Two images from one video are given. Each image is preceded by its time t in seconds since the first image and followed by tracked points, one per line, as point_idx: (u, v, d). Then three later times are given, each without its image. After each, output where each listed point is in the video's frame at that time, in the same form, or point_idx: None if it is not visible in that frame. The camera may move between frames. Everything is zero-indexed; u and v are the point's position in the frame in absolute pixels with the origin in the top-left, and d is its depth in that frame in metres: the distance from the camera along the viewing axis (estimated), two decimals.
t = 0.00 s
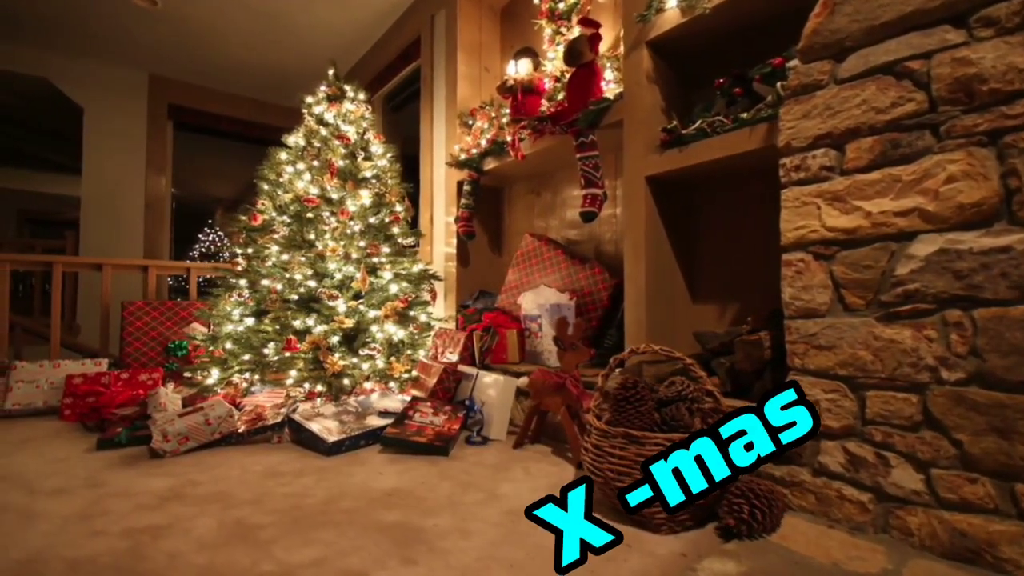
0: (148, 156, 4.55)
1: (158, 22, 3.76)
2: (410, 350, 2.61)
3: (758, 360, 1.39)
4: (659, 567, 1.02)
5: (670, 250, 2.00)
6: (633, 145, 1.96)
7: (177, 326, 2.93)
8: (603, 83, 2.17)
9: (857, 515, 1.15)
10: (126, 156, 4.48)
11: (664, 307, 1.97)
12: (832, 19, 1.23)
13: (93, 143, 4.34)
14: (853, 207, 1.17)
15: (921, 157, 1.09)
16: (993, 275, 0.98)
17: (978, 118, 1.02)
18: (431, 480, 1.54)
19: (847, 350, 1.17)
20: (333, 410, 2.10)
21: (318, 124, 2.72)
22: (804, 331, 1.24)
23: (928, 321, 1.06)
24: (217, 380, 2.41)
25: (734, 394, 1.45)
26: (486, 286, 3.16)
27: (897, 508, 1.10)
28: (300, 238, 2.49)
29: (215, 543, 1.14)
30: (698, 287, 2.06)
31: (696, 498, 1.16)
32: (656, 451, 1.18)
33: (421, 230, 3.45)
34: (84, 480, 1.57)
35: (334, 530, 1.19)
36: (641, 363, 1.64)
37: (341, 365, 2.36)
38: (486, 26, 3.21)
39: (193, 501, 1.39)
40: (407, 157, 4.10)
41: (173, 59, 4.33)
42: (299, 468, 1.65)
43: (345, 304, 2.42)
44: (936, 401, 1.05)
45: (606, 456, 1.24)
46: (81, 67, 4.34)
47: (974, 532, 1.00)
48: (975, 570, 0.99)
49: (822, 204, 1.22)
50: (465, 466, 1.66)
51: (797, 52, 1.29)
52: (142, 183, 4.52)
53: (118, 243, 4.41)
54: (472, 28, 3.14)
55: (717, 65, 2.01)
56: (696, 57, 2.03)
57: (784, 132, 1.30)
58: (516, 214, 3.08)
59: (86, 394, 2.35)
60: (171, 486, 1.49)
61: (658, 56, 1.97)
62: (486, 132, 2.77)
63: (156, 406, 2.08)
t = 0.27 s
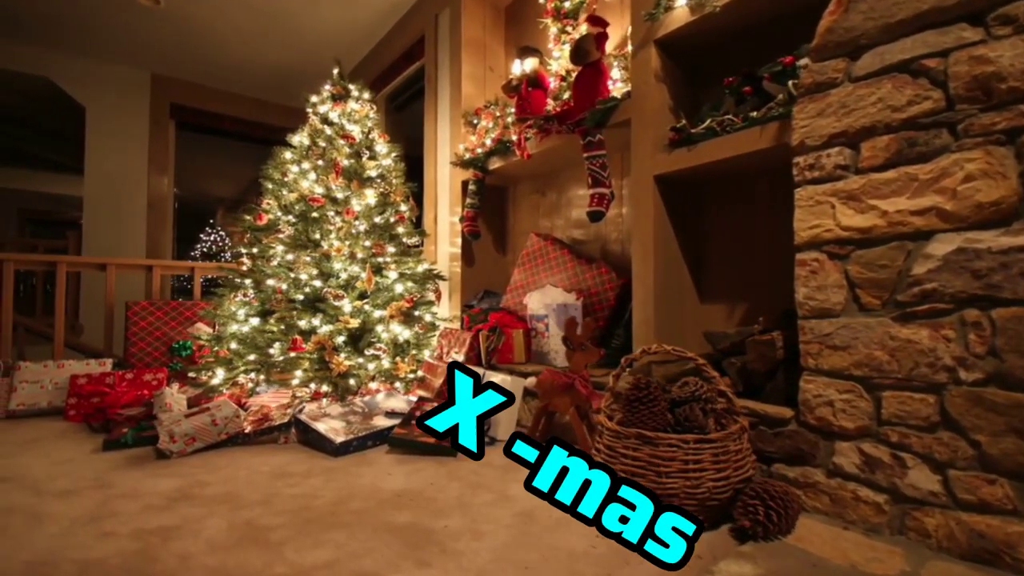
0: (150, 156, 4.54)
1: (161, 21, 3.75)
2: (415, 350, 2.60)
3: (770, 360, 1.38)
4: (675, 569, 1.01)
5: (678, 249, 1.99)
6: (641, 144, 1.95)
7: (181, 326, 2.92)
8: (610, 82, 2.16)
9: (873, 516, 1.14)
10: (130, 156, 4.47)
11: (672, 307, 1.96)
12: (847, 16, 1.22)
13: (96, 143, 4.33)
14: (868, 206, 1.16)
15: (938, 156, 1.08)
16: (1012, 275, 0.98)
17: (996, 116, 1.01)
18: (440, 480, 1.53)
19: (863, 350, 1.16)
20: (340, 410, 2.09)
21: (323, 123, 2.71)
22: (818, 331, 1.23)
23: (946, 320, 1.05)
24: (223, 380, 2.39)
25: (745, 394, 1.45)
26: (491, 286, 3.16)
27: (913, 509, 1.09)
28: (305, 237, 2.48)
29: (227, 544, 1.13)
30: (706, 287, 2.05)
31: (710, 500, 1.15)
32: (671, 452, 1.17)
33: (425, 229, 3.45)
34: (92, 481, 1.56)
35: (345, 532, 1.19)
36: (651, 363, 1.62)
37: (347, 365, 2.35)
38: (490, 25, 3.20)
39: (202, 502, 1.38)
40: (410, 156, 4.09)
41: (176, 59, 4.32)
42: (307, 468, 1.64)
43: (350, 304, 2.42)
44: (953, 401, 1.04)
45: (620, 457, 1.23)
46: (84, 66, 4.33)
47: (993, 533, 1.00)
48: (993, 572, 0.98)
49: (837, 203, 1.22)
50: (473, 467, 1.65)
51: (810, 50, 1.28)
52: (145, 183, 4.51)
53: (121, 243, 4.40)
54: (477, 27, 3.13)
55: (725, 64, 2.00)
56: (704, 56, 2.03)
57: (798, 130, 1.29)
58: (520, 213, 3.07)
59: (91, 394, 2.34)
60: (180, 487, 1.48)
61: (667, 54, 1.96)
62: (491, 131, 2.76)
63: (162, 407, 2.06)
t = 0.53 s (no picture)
0: (153, 156, 4.53)
1: (164, 21, 3.74)
2: (420, 350, 2.59)
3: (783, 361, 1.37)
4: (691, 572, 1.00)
5: (687, 249, 1.98)
6: (649, 143, 1.94)
7: (186, 326, 2.91)
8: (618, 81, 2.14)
9: (889, 517, 1.14)
10: (132, 156, 4.46)
11: (680, 307, 1.95)
12: (862, 15, 1.21)
13: (98, 142, 4.32)
14: (884, 205, 1.16)
15: (956, 155, 1.07)
16: None
17: (1015, 115, 1.01)
18: (450, 482, 1.52)
19: (879, 351, 1.15)
20: (347, 411, 2.08)
21: (327, 123, 2.70)
22: (833, 331, 1.22)
23: (963, 321, 1.05)
24: (228, 381, 2.39)
25: (757, 395, 1.44)
26: (496, 286, 3.15)
27: (930, 511, 1.09)
28: (311, 238, 2.48)
29: (239, 546, 1.13)
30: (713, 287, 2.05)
31: (725, 502, 1.15)
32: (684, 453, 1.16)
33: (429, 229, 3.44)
34: (100, 482, 1.55)
35: (357, 534, 1.18)
36: (661, 363, 1.62)
37: (353, 366, 2.34)
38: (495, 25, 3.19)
39: (211, 503, 1.37)
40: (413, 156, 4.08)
41: (179, 58, 4.31)
42: (315, 469, 1.64)
43: (356, 304, 2.41)
44: (971, 402, 1.04)
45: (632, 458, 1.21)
46: (86, 65, 4.32)
47: (1011, 535, 0.99)
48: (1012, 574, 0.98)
49: (851, 202, 1.21)
50: (483, 468, 1.65)
51: (824, 48, 1.28)
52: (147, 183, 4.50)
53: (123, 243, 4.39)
54: (481, 27, 3.12)
55: (734, 62, 1.99)
56: (713, 55, 2.01)
57: (812, 129, 1.28)
58: (525, 213, 3.06)
59: (96, 395, 2.34)
60: (188, 489, 1.48)
61: (675, 53, 1.96)
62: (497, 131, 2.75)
63: (168, 407, 2.06)
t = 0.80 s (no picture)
0: (155, 155, 4.52)
1: (167, 20, 3.73)
2: (425, 350, 2.58)
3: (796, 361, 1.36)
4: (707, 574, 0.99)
5: (694, 248, 1.97)
6: (657, 142, 1.93)
7: (189, 326, 2.90)
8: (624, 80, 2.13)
9: (905, 518, 1.13)
10: (134, 155, 4.46)
11: (689, 307, 1.94)
12: (877, 13, 1.20)
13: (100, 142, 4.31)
14: (899, 204, 1.15)
15: (973, 154, 1.06)
16: None
17: None
18: (460, 483, 1.52)
19: (894, 351, 1.14)
20: (353, 411, 2.07)
21: (332, 122, 2.69)
22: (847, 331, 1.21)
23: (981, 321, 1.04)
24: (235, 380, 2.37)
25: (768, 395, 1.43)
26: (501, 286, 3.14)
27: (947, 512, 1.08)
28: (317, 237, 2.48)
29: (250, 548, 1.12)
30: (721, 287, 2.04)
31: (739, 503, 1.14)
32: (699, 454, 1.15)
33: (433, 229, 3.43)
34: (107, 483, 1.54)
35: (368, 536, 1.17)
36: (671, 363, 1.61)
37: (358, 366, 2.33)
38: (499, 24, 3.18)
39: (220, 504, 1.36)
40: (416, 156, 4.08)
41: (181, 58, 4.31)
42: (324, 470, 1.63)
43: (361, 304, 2.40)
44: (990, 403, 1.03)
45: (645, 459, 1.20)
46: (88, 65, 4.31)
47: None
48: None
49: (866, 202, 1.20)
50: (492, 469, 1.64)
51: (838, 46, 1.27)
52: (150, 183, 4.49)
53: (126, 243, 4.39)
54: (486, 26, 3.11)
55: (742, 61, 1.98)
56: (721, 54, 2.01)
57: (825, 127, 1.27)
58: (530, 213, 3.06)
59: (100, 395, 2.33)
60: (196, 490, 1.47)
61: (683, 52, 1.95)
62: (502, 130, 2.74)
63: (173, 408, 2.05)
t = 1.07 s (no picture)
0: (158, 155, 4.51)
1: (170, 19, 3.72)
2: (431, 350, 2.57)
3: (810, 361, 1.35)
4: None
5: (703, 248, 1.96)
6: (666, 141, 1.92)
7: (194, 326, 2.89)
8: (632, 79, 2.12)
9: (921, 520, 1.12)
10: (137, 155, 4.45)
11: (697, 307, 1.93)
12: (892, 10, 1.19)
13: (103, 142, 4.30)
14: (916, 203, 1.14)
15: (991, 152, 1.06)
16: None
17: None
18: (469, 483, 1.51)
19: (911, 351, 1.13)
20: (360, 411, 2.06)
21: (337, 121, 2.68)
22: (863, 331, 1.20)
23: (999, 320, 1.03)
24: (240, 381, 2.38)
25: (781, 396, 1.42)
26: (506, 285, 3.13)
27: (964, 513, 1.07)
28: (322, 237, 2.47)
29: (261, 550, 1.11)
30: (730, 287, 2.03)
31: (754, 505, 1.13)
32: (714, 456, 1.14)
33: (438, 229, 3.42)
34: (114, 484, 1.54)
35: (380, 537, 1.16)
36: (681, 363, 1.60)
37: (364, 366, 2.32)
38: (504, 23, 3.17)
39: (230, 506, 1.36)
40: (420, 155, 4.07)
41: (183, 57, 4.29)
42: (332, 471, 1.62)
43: (367, 304, 2.38)
44: (1008, 403, 1.02)
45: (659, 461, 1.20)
46: (90, 64, 4.30)
47: None
48: None
49: (882, 201, 1.19)
50: (501, 470, 1.63)
51: (852, 44, 1.26)
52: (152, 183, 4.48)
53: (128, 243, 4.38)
54: (491, 25, 3.10)
55: (752, 60, 1.97)
56: (730, 52, 2.00)
57: (840, 126, 1.26)
58: (535, 212, 3.05)
59: (105, 395, 2.32)
60: (204, 491, 1.46)
61: (692, 51, 1.94)
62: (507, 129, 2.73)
63: (179, 408, 2.04)
